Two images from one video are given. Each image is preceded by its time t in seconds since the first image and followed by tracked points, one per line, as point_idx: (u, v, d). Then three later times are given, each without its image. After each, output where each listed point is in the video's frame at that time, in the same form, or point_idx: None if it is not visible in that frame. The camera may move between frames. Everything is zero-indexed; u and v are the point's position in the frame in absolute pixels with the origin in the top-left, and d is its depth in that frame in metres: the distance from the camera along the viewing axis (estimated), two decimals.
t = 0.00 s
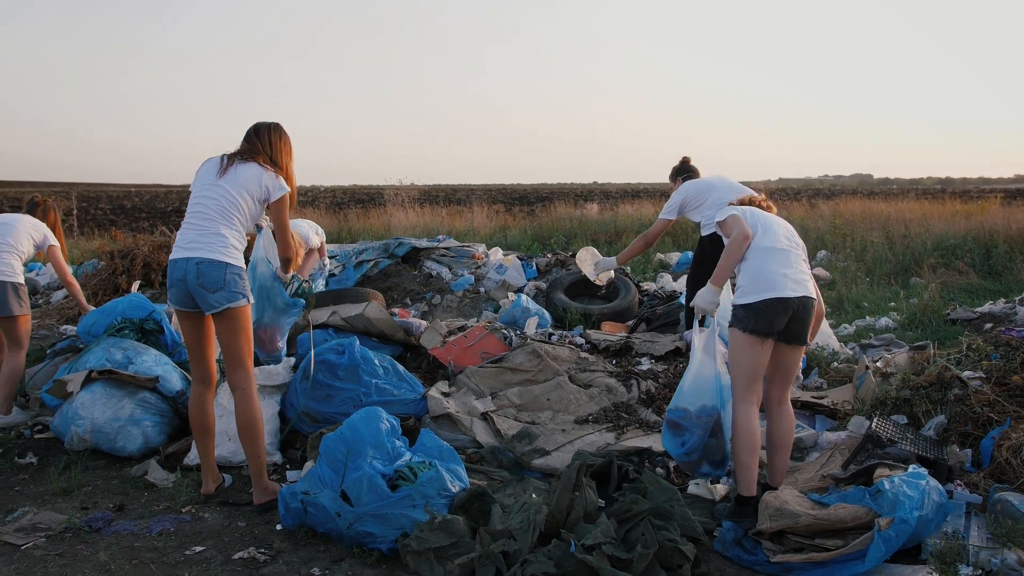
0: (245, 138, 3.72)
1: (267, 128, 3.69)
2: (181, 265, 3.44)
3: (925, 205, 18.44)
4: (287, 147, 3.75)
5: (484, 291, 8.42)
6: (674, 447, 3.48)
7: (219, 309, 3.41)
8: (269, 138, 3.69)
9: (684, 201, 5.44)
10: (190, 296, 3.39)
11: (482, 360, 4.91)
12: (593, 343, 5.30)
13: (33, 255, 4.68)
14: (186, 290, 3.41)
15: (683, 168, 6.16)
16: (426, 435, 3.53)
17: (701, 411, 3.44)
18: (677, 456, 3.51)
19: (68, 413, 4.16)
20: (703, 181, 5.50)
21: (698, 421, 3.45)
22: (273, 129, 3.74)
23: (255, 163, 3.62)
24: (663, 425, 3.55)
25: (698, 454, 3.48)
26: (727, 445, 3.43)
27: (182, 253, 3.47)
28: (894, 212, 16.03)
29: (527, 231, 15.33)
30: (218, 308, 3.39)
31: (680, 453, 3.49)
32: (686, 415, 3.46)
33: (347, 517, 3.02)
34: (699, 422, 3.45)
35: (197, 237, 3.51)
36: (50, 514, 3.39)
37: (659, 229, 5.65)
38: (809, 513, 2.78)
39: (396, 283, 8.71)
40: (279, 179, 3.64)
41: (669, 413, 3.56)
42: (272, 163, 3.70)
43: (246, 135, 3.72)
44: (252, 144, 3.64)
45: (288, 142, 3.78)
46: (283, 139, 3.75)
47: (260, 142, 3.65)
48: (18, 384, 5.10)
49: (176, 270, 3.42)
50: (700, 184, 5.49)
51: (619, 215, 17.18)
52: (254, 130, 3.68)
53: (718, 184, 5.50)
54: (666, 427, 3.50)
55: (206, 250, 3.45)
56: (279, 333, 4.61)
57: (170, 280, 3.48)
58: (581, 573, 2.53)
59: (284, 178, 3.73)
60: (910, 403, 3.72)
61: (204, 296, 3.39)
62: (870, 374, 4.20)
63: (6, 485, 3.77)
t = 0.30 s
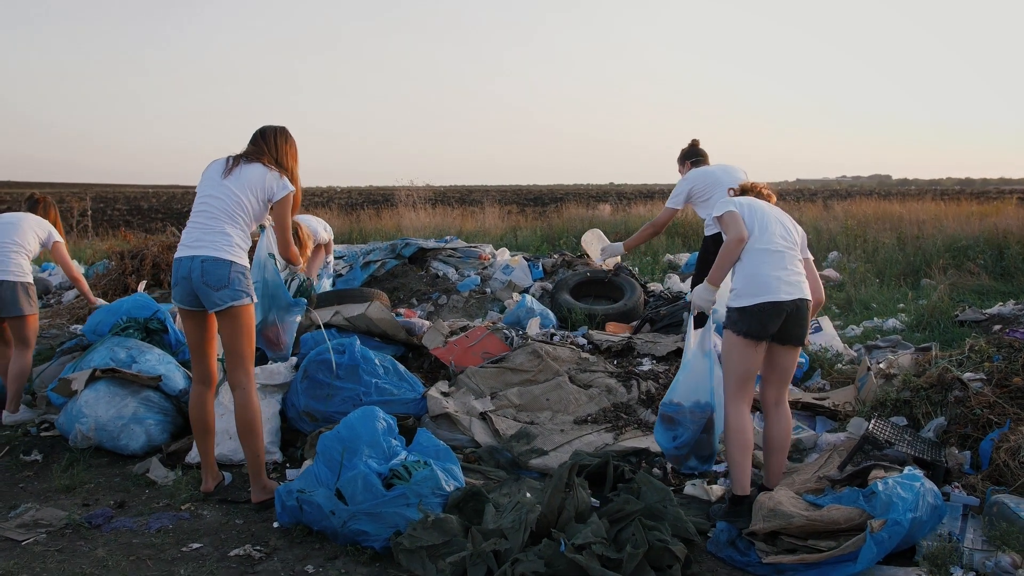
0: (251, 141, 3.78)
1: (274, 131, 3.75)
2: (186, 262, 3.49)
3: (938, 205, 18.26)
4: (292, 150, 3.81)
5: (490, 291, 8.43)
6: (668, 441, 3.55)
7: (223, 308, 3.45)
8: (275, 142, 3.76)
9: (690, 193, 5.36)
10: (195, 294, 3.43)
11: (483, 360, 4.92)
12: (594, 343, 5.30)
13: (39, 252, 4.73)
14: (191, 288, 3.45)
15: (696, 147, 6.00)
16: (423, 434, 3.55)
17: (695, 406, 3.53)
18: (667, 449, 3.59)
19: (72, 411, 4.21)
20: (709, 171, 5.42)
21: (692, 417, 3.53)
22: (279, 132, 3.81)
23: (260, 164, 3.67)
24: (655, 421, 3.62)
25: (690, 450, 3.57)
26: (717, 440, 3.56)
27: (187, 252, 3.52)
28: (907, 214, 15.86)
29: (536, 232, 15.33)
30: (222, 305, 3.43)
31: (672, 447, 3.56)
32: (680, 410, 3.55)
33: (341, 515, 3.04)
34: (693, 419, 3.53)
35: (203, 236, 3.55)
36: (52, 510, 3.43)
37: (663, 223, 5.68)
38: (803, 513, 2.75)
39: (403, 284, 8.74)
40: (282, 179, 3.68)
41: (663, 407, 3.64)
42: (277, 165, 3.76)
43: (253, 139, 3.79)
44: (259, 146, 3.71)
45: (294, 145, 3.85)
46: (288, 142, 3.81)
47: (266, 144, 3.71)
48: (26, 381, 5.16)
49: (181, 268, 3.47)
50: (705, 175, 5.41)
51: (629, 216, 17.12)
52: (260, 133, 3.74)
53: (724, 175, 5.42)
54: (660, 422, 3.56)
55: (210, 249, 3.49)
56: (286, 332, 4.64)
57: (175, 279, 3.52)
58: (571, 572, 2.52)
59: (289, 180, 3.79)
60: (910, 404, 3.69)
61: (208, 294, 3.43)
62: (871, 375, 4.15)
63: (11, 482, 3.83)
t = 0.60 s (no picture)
0: (258, 143, 3.83)
1: (281, 134, 3.80)
2: (193, 261, 3.53)
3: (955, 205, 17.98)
4: (300, 153, 3.86)
5: (497, 292, 8.44)
6: (660, 432, 3.55)
7: (229, 307, 3.49)
8: (283, 145, 3.81)
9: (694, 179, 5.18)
10: (201, 293, 3.47)
11: (484, 360, 4.94)
12: (597, 343, 5.29)
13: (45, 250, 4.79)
14: (197, 287, 3.49)
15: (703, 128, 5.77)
16: (419, 433, 3.56)
17: (688, 400, 3.50)
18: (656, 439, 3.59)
19: (77, 409, 4.27)
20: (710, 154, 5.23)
21: (684, 410, 3.51)
22: (286, 136, 3.86)
23: (267, 166, 3.73)
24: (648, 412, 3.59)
25: (680, 442, 3.57)
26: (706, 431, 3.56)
27: (194, 251, 3.56)
28: (923, 214, 15.65)
29: (547, 232, 15.31)
30: (228, 304, 3.47)
31: (663, 438, 3.56)
32: (673, 403, 3.52)
33: (335, 513, 3.06)
34: (685, 411, 3.51)
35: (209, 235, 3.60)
36: (53, 506, 3.48)
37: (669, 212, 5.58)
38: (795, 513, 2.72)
39: (410, 283, 8.78)
40: (287, 178, 3.72)
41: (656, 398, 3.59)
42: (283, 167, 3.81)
43: (260, 141, 3.84)
44: (266, 148, 3.77)
45: (301, 148, 3.90)
46: (295, 145, 3.86)
47: (273, 146, 3.76)
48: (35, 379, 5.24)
49: (188, 267, 3.51)
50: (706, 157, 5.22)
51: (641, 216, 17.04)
52: (268, 136, 3.80)
53: (728, 159, 5.21)
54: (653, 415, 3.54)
55: (217, 248, 3.54)
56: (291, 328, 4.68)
57: (181, 278, 3.56)
58: (559, 572, 2.52)
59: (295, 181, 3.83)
60: (910, 406, 3.65)
61: (214, 292, 3.47)
62: (873, 377, 4.10)
63: (16, 478, 3.89)
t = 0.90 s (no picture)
0: (264, 145, 3.88)
1: (287, 136, 3.85)
2: (200, 261, 3.57)
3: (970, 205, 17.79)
4: (306, 156, 3.91)
5: (504, 292, 8.44)
6: (658, 422, 3.60)
7: (235, 306, 3.51)
8: (289, 147, 3.85)
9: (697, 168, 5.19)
10: (209, 293, 3.50)
11: (486, 360, 4.94)
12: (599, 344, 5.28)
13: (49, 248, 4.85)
14: (204, 287, 3.52)
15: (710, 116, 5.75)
16: (416, 433, 3.57)
17: (686, 391, 3.54)
18: (653, 428, 3.65)
19: (82, 407, 4.31)
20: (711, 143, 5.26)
21: (681, 400, 3.56)
22: (292, 138, 3.91)
23: (274, 167, 3.77)
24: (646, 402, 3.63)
25: (677, 432, 3.63)
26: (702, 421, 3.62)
27: (201, 251, 3.59)
28: (937, 214, 15.48)
29: (556, 232, 15.29)
30: (235, 304, 3.50)
31: (660, 428, 3.61)
32: (671, 394, 3.56)
33: (330, 512, 3.07)
34: (682, 402, 3.56)
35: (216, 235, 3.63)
36: (55, 503, 3.52)
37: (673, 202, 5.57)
38: (790, 515, 2.70)
39: (417, 283, 8.80)
40: (293, 181, 3.77)
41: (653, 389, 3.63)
42: (289, 169, 3.86)
43: (266, 144, 3.88)
44: (273, 150, 3.81)
45: (306, 150, 3.94)
46: (301, 147, 3.90)
47: (279, 149, 3.80)
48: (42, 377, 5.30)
49: (195, 267, 3.54)
50: (707, 146, 5.24)
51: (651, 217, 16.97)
52: (274, 139, 3.85)
53: (730, 146, 5.21)
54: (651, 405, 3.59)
55: (224, 249, 3.57)
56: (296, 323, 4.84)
57: (188, 278, 3.59)
58: (551, 572, 2.51)
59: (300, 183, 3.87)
60: (911, 408, 3.61)
61: (222, 292, 3.50)
62: (876, 378, 4.06)
63: (20, 475, 3.93)
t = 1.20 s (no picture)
0: (275, 149, 3.95)
1: (299, 140, 3.93)
2: (210, 261, 3.59)
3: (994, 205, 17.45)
4: (317, 160, 3.99)
5: (515, 292, 8.43)
6: (657, 406, 3.75)
7: (246, 305, 3.53)
8: (299, 151, 3.93)
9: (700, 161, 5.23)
10: (220, 291, 3.52)
11: (491, 360, 4.94)
12: (605, 344, 5.25)
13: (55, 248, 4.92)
14: (215, 286, 3.54)
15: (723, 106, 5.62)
16: (416, 432, 3.57)
17: (687, 378, 3.65)
18: (651, 411, 3.81)
19: (91, 405, 4.37)
20: (720, 134, 5.25)
21: (681, 387, 3.68)
22: (303, 141, 3.97)
23: (286, 170, 3.84)
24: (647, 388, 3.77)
25: (675, 416, 3.78)
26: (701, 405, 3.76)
27: (211, 250, 3.61)
28: (959, 214, 15.21)
29: (571, 233, 15.24)
30: (246, 303, 3.53)
31: (659, 411, 3.77)
32: (672, 382, 3.68)
33: (326, 509, 3.08)
34: (681, 388, 3.68)
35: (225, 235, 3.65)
36: (61, 499, 3.56)
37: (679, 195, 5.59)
38: (787, 516, 2.66)
39: (429, 283, 8.83)
40: (305, 188, 3.84)
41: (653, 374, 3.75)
42: (300, 173, 3.93)
43: (275, 148, 3.94)
44: (284, 154, 3.88)
45: (317, 154, 4.01)
46: (311, 151, 3.97)
47: (290, 152, 3.88)
48: (53, 376, 5.37)
49: (205, 265, 3.56)
50: (715, 137, 5.23)
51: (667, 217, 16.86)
52: (284, 143, 3.92)
53: (739, 136, 5.17)
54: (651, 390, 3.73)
55: (235, 248, 3.60)
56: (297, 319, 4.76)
57: (197, 277, 3.60)
58: (542, 573, 2.50)
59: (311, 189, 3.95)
60: (917, 410, 3.54)
61: (233, 291, 3.52)
62: (883, 379, 3.99)
63: (29, 471, 3.99)
